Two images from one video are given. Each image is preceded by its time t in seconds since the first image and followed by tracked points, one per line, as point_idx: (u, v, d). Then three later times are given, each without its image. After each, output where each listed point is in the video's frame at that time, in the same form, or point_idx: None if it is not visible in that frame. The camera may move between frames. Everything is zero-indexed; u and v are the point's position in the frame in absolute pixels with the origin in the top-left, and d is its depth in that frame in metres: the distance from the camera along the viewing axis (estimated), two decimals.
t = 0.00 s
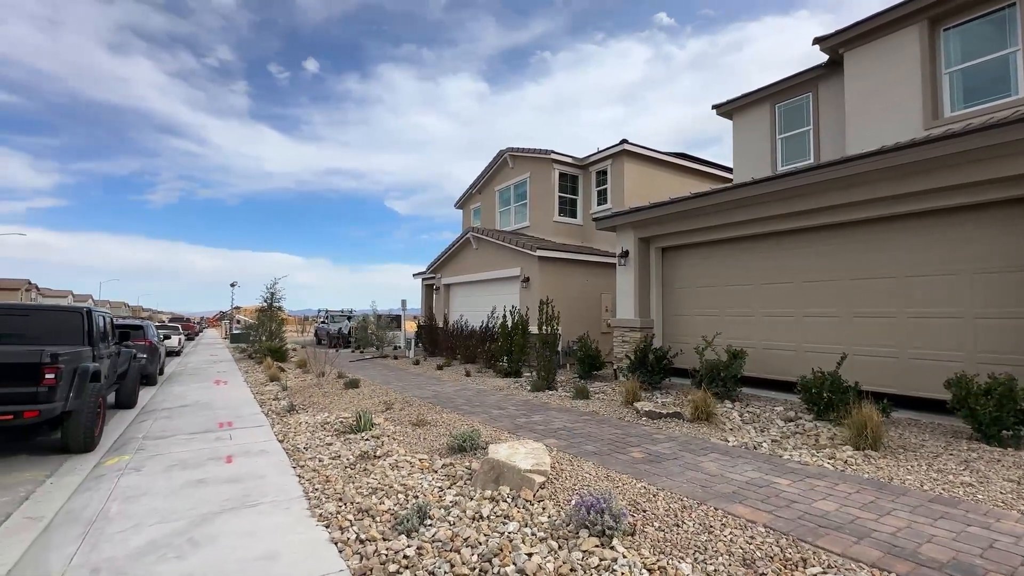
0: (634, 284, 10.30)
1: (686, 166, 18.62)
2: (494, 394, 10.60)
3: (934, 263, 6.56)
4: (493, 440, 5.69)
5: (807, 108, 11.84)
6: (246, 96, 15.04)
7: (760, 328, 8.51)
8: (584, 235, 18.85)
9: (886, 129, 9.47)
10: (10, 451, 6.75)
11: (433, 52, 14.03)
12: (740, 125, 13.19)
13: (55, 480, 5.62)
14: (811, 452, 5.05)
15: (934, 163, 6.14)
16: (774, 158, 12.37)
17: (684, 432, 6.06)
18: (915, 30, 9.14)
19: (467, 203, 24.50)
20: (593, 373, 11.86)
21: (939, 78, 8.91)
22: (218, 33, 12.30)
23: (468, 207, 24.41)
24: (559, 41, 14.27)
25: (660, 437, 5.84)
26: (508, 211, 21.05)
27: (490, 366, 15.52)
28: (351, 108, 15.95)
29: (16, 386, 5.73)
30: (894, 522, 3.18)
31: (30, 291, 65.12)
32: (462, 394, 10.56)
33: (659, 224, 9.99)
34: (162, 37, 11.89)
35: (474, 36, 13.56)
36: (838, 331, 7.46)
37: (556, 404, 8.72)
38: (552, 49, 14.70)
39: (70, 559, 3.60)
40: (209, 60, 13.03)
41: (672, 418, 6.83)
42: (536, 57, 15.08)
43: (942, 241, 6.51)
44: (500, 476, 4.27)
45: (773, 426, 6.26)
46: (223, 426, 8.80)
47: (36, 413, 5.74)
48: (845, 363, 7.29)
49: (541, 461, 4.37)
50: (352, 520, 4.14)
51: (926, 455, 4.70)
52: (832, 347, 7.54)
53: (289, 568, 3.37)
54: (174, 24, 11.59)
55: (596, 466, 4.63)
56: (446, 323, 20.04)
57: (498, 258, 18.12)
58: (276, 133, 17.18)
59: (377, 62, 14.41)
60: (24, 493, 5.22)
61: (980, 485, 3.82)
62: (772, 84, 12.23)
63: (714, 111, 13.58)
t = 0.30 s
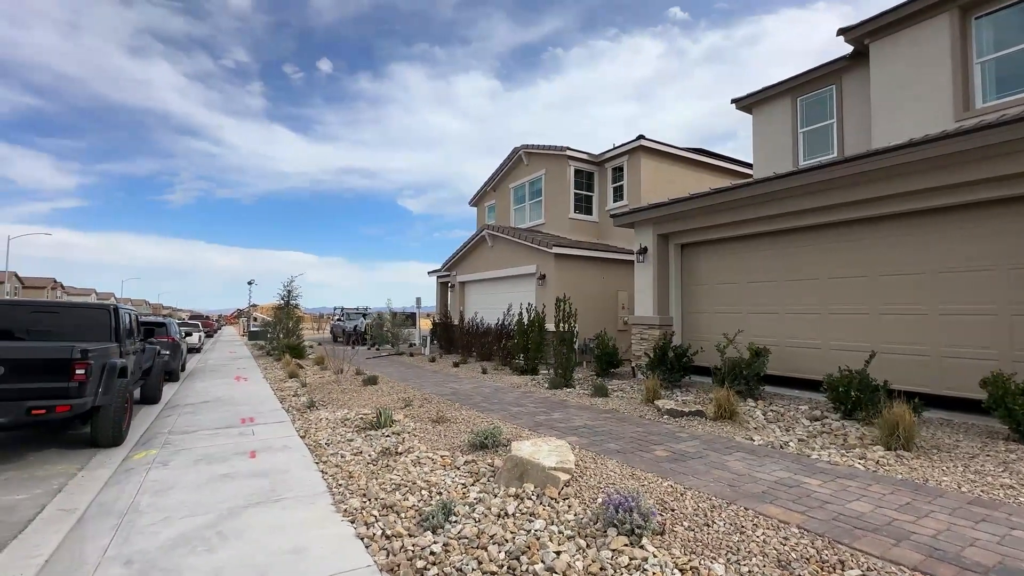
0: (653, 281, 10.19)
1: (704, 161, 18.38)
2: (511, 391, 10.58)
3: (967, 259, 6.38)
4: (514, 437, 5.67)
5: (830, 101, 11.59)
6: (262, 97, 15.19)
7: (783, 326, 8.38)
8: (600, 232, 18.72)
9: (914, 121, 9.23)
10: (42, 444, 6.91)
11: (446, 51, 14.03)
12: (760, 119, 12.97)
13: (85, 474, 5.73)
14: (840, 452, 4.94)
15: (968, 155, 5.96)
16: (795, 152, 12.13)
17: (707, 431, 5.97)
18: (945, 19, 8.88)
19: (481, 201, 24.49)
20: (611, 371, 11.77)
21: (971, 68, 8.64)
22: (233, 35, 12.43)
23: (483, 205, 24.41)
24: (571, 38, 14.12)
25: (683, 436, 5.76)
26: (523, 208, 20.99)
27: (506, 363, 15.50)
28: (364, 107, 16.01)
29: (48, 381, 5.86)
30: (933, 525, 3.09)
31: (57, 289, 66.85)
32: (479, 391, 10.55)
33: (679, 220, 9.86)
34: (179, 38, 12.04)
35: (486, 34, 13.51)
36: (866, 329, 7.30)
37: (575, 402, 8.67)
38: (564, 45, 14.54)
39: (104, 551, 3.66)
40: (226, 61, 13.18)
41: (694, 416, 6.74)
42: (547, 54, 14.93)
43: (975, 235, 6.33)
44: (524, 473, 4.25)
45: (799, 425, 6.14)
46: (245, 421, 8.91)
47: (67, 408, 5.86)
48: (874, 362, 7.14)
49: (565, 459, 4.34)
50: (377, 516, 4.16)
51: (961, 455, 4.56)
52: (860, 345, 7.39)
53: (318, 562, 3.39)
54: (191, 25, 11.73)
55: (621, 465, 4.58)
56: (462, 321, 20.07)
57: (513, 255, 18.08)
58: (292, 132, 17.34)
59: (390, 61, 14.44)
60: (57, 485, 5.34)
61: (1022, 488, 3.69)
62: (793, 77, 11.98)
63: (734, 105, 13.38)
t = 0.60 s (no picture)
0: (674, 277, 10.01)
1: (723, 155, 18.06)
2: (530, 389, 10.50)
3: (1006, 254, 6.14)
4: (535, 436, 5.59)
5: (856, 92, 11.27)
6: (278, 97, 15.29)
7: (810, 323, 8.18)
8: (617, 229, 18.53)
9: (946, 112, 8.92)
10: (69, 439, 7.02)
11: (459, 49, 13.96)
12: (782, 112, 12.67)
13: (111, 468, 5.81)
14: (874, 454, 4.77)
15: (1007, 145, 5.73)
16: (819, 145, 11.83)
17: (732, 431, 5.83)
18: (980, 5, 8.55)
19: (496, 198, 24.43)
20: (630, 369, 11.63)
21: (1008, 55, 8.31)
22: (249, 36, 12.49)
23: (497, 202, 24.35)
24: (585, 33, 13.89)
25: (709, 436, 5.63)
26: (538, 205, 20.87)
27: (523, 361, 15.43)
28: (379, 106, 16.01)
29: (75, 376, 5.94)
30: (983, 533, 2.94)
31: (82, 287, 68.50)
32: (497, 389, 10.49)
33: (700, 215, 9.68)
34: (196, 40, 12.13)
35: (499, 31, 13.37)
36: (898, 327, 7.09)
37: (595, 401, 8.56)
38: (578, 41, 14.32)
39: (131, 546, 3.67)
40: (242, 62, 13.27)
41: (719, 416, 6.60)
42: (560, 50, 14.72)
43: (1015, 229, 6.09)
44: (548, 473, 4.18)
45: (828, 426, 5.96)
46: (266, 418, 8.97)
47: (93, 403, 5.94)
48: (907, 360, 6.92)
49: (590, 459, 4.25)
50: (400, 515, 4.12)
51: (1005, 459, 4.37)
52: (891, 343, 7.18)
53: (342, 561, 3.36)
54: (206, 27, 11.81)
55: (646, 465, 4.48)
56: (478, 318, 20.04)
57: (530, 252, 17.97)
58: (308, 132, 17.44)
59: (403, 60, 14.39)
60: (84, 480, 5.41)
61: None
62: (818, 67, 11.68)
63: (755, 98, 13.10)
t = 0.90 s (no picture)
0: (696, 274, 9.81)
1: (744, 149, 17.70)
2: (548, 387, 10.39)
3: None
4: (558, 437, 5.49)
5: (886, 82, 10.91)
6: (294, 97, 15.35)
7: (839, 321, 7.94)
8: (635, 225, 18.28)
9: (983, 101, 8.56)
10: (94, 435, 7.11)
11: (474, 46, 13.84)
12: (807, 103, 12.32)
13: (135, 465, 5.84)
14: (914, 458, 4.57)
15: None
16: (846, 138, 11.49)
17: (761, 433, 5.64)
18: None
19: (511, 194, 24.31)
20: (649, 367, 11.44)
21: None
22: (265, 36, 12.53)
23: (513, 199, 24.23)
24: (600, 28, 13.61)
25: (737, 437, 5.46)
26: (554, 201, 20.70)
27: (540, 359, 15.31)
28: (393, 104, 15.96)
29: (100, 373, 6.00)
30: None
31: (107, 285, 70.03)
32: (515, 388, 10.39)
33: (722, 211, 9.45)
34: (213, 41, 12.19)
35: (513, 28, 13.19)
36: (935, 325, 6.83)
37: (616, 400, 8.41)
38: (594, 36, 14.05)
39: (155, 545, 3.65)
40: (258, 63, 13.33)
41: (746, 416, 6.42)
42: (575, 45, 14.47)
43: None
44: (573, 475, 4.06)
45: (862, 428, 5.74)
46: (286, 415, 9.01)
47: (118, 400, 5.99)
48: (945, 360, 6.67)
49: (616, 461, 4.13)
50: (422, 516, 4.05)
51: None
52: (926, 342, 6.92)
53: (366, 563, 3.30)
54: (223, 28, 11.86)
55: (674, 468, 4.34)
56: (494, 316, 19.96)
57: (546, 250, 17.82)
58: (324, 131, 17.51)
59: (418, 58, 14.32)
60: (109, 476, 5.45)
61: None
62: (846, 57, 11.31)
63: (779, 89, 12.78)
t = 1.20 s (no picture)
0: (717, 270, 9.62)
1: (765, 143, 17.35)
2: (566, 385, 10.30)
3: None
4: (579, 436, 5.41)
5: (916, 71, 10.55)
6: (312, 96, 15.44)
7: (869, 318, 7.70)
8: (653, 221, 18.05)
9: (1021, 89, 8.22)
10: (120, 429, 7.23)
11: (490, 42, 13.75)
12: (833, 94, 11.99)
13: (160, 459, 5.91)
14: (954, 461, 4.39)
15: None
16: (874, 129, 11.15)
17: (789, 433, 5.48)
18: None
19: (527, 191, 24.20)
20: (668, 365, 11.28)
21: None
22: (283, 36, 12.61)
23: (528, 195, 24.11)
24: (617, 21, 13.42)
25: (765, 437, 5.32)
26: (571, 198, 20.54)
27: (557, 356, 15.20)
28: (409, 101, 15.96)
29: (127, 369, 6.08)
30: None
31: (130, 283, 71.67)
32: (533, 385, 10.32)
33: (745, 205, 9.22)
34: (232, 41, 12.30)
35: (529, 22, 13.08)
36: (972, 322, 6.58)
37: (636, 398, 8.28)
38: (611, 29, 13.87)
39: (180, 539, 3.66)
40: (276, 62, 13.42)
41: (773, 416, 6.26)
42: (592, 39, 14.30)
43: None
44: (598, 475, 3.98)
45: (895, 429, 5.56)
46: (306, 411, 9.06)
47: (143, 396, 6.06)
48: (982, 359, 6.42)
49: (642, 461, 4.03)
50: (444, 514, 4.00)
51: None
52: (963, 339, 6.67)
53: (390, 562, 3.26)
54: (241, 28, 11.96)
55: (702, 468, 4.22)
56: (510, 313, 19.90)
57: (563, 246, 17.69)
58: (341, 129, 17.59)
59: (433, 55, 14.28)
60: (136, 470, 5.52)
61: None
62: (873, 46, 10.97)
63: (803, 81, 12.46)
